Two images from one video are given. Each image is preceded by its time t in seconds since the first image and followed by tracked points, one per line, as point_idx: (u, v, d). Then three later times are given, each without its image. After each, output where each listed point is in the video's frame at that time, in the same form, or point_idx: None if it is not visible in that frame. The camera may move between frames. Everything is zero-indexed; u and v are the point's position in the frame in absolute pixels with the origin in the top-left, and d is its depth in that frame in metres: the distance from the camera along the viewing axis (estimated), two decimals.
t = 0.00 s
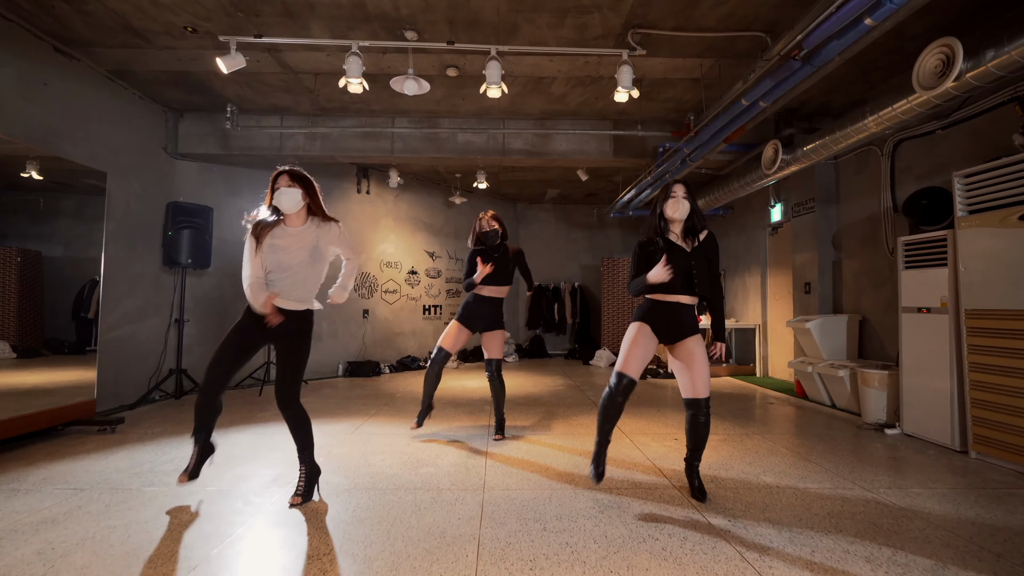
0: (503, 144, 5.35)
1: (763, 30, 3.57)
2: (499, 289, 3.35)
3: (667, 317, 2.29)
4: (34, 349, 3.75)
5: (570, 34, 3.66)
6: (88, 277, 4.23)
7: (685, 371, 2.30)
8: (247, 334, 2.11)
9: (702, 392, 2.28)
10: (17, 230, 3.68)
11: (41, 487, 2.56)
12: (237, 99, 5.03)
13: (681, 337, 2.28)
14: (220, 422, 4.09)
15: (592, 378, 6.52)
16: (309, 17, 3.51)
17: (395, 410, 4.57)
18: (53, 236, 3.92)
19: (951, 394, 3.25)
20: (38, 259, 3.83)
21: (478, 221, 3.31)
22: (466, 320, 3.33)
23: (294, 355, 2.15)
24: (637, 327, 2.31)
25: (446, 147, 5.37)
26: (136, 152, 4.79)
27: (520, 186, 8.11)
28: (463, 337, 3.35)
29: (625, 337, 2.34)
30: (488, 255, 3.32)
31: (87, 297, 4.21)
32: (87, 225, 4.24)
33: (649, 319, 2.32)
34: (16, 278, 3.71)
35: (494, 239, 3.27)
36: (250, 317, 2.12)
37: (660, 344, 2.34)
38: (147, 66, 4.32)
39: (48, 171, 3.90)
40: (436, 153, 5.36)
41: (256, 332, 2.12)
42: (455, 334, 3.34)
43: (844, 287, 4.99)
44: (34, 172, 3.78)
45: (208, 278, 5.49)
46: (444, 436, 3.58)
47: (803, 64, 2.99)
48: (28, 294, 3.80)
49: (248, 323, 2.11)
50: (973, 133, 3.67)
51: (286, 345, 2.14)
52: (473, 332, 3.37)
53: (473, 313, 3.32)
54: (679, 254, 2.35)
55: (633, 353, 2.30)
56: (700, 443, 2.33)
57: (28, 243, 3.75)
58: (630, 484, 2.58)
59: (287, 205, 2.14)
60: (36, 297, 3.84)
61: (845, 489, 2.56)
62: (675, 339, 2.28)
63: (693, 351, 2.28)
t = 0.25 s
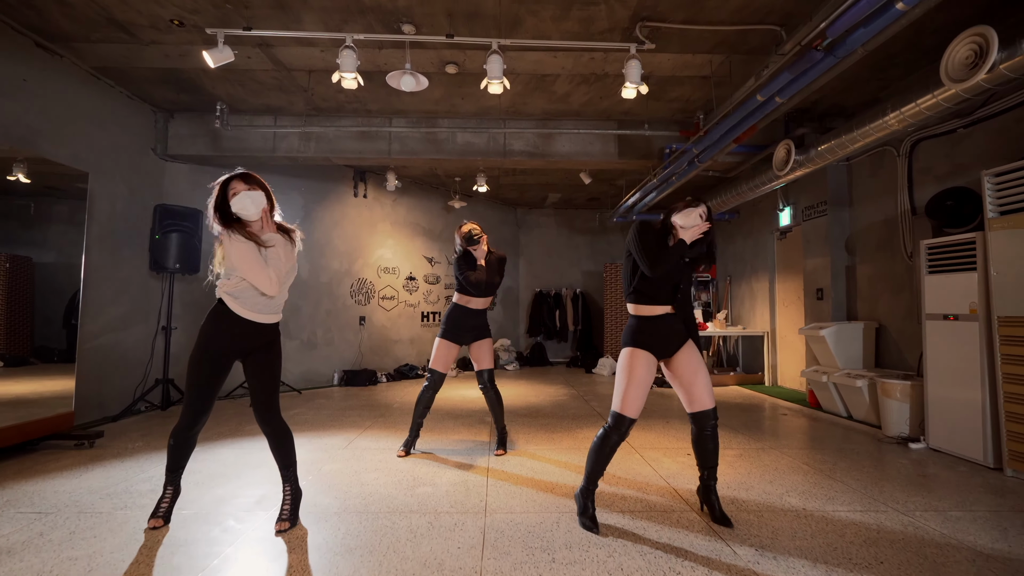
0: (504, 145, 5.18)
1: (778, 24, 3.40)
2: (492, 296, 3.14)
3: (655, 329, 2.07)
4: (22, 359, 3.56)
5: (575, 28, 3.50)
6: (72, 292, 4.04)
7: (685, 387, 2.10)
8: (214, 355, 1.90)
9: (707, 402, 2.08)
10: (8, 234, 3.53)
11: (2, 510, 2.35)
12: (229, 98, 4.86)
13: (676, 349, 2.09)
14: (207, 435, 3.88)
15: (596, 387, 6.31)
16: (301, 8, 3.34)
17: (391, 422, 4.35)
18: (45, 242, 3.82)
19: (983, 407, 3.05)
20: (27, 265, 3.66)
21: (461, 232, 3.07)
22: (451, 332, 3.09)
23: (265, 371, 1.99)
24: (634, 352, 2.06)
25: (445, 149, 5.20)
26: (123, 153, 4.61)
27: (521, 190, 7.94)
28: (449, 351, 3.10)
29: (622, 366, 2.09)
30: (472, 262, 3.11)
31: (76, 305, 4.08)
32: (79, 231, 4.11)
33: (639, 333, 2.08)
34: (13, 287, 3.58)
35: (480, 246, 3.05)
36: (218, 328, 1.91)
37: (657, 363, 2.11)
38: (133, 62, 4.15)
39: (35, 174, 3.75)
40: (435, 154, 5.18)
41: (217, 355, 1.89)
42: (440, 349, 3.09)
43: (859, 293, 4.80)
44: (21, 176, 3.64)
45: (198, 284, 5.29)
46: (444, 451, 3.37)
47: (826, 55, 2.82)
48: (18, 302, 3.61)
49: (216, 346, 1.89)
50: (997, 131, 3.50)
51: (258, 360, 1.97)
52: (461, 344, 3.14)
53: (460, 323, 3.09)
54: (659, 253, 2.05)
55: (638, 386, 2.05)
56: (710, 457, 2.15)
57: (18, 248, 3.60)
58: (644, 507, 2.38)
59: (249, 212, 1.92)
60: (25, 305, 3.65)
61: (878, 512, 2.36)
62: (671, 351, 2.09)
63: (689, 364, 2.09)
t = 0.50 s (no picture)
0: (506, 144, 5.08)
1: (791, 18, 3.31)
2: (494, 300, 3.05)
3: (670, 334, 1.94)
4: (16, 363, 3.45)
5: (581, 22, 3.40)
6: (64, 299, 3.92)
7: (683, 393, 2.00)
8: (206, 357, 1.78)
9: (705, 409, 1.99)
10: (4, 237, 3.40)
11: None
12: (226, 97, 4.76)
13: (674, 353, 1.98)
14: (200, 441, 3.75)
15: (600, 392, 6.18)
16: (299, 2, 3.24)
17: (390, 429, 4.22)
18: (41, 245, 3.72)
19: (1008, 414, 2.93)
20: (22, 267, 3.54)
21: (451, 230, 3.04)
22: (454, 337, 2.96)
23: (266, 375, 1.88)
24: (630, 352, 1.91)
25: (447, 149, 5.09)
26: (116, 152, 4.50)
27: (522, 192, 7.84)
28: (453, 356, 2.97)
29: (617, 366, 1.95)
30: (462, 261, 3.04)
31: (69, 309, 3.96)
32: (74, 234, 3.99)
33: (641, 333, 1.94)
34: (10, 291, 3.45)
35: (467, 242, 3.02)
36: (210, 329, 1.79)
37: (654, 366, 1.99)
38: (128, 59, 4.05)
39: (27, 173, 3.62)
40: (436, 154, 5.07)
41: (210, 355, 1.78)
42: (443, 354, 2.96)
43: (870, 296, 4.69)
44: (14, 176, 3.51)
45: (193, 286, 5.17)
46: (446, 459, 3.25)
47: (845, 48, 2.72)
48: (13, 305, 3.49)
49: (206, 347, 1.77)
50: (1016, 129, 3.40)
51: (255, 362, 1.86)
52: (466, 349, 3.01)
53: (465, 327, 2.98)
54: (698, 261, 1.92)
55: (638, 389, 1.91)
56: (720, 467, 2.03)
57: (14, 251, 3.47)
58: (659, 520, 2.26)
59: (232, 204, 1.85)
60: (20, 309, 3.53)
61: (904, 525, 2.25)
62: (671, 355, 1.97)
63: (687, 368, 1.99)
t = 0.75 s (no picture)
0: (509, 143, 5.03)
1: (798, 14, 3.27)
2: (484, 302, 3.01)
3: (687, 334, 1.88)
4: (15, 364, 3.41)
5: (586, 18, 3.36)
6: (64, 297, 3.87)
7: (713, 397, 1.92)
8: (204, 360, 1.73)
9: (735, 412, 1.91)
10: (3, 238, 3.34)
11: None
12: (227, 95, 4.73)
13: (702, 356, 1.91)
14: (199, 443, 3.70)
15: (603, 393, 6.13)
16: None
17: (391, 430, 4.17)
18: (40, 245, 3.65)
19: (1020, 414, 2.89)
20: (22, 268, 3.50)
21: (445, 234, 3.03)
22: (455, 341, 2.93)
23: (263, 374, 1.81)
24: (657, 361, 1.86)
25: (448, 148, 5.05)
26: (115, 151, 4.46)
27: (524, 192, 7.80)
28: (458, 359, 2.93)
29: (645, 378, 1.88)
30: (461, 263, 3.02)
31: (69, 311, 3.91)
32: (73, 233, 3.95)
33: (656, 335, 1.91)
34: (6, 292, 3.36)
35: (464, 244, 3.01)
36: (214, 330, 1.75)
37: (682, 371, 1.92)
38: (128, 56, 4.02)
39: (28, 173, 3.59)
40: (438, 153, 5.02)
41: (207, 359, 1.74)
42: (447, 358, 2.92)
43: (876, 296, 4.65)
44: (13, 176, 3.46)
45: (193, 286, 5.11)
46: (449, 461, 3.20)
47: (856, 43, 2.68)
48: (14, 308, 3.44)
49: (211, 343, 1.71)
50: None
51: (256, 363, 1.81)
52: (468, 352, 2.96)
53: (467, 328, 2.94)
54: (706, 260, 1.87)
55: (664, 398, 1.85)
56: (744, 471, 1.96)
57: (13, 251, 3.42)
58: (668, 524, 2.20)
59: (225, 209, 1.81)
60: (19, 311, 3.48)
61: (918, 528, 2.20)
62: (700, 357, 1.90)
63: (718, 371, 1.92)
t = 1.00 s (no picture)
0: (510, 142, 5.01)
1: (803, 10, 3.24)
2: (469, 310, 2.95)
3: (666, 351, 1.80)
4: (14, 365, 3.36)
5: (589, 15, 3.34)
6: (64, 298, 3.84)
7: (702, 404, 1.87)
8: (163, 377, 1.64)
9: (723, 417, 1.87)
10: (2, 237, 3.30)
11: None
12: (227, 94, 4.71)
13: (688, 360, 1.85)
14: (199, 443, 3.68)
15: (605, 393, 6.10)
16: None
17: (392, 430, 4.15)
18: (42, 246, 3.59)
19: None
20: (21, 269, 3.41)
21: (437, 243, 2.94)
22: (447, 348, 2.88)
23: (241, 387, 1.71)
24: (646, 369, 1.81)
25: (450, 146, 5.02)
26: (115, 150, 4.44)
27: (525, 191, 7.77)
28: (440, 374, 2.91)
29: (640, 393, 1.84)
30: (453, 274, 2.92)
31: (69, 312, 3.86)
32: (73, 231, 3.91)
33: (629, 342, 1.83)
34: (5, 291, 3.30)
35: (456, 255, 2.89)
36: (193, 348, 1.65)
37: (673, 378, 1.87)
38: (128, 54, 4.00)
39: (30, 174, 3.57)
40: (439, 152, 5.00)
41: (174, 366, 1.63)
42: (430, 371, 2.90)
43: (881, 295, 4.62)
44: (14, 176, 3.44)
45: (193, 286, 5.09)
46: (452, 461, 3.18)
47: (862, 38, 2.65)
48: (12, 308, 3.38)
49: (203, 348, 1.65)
50: None
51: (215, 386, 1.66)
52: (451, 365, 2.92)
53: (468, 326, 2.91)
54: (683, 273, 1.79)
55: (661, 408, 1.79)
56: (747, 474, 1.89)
57: (12, 251, 3.36)
58: (674, 525, 2.17)
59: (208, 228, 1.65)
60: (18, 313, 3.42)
61: (926, 528, 2.18)
62: (686, 362, 1.85)
63: (702, 379, 1.87)
